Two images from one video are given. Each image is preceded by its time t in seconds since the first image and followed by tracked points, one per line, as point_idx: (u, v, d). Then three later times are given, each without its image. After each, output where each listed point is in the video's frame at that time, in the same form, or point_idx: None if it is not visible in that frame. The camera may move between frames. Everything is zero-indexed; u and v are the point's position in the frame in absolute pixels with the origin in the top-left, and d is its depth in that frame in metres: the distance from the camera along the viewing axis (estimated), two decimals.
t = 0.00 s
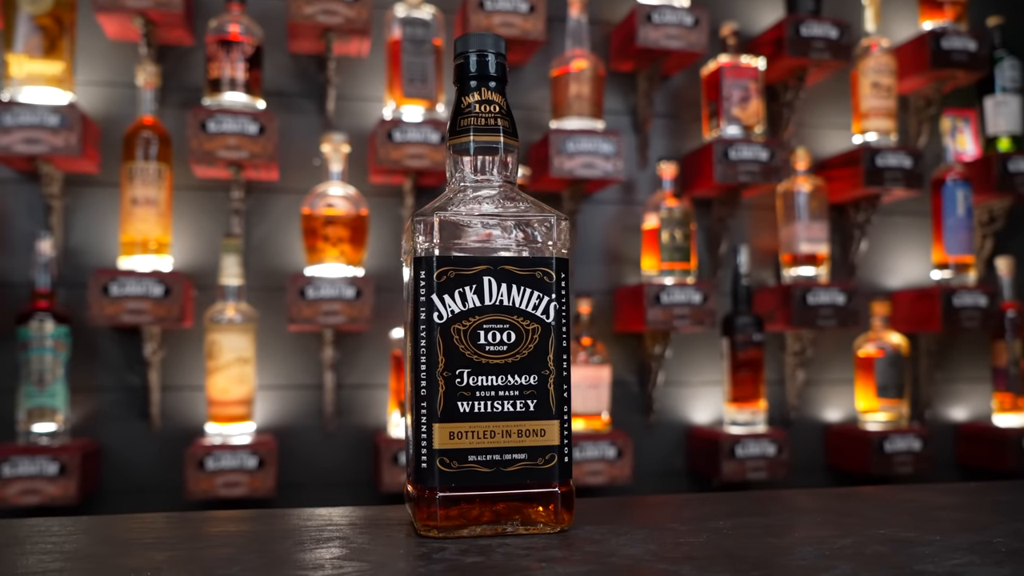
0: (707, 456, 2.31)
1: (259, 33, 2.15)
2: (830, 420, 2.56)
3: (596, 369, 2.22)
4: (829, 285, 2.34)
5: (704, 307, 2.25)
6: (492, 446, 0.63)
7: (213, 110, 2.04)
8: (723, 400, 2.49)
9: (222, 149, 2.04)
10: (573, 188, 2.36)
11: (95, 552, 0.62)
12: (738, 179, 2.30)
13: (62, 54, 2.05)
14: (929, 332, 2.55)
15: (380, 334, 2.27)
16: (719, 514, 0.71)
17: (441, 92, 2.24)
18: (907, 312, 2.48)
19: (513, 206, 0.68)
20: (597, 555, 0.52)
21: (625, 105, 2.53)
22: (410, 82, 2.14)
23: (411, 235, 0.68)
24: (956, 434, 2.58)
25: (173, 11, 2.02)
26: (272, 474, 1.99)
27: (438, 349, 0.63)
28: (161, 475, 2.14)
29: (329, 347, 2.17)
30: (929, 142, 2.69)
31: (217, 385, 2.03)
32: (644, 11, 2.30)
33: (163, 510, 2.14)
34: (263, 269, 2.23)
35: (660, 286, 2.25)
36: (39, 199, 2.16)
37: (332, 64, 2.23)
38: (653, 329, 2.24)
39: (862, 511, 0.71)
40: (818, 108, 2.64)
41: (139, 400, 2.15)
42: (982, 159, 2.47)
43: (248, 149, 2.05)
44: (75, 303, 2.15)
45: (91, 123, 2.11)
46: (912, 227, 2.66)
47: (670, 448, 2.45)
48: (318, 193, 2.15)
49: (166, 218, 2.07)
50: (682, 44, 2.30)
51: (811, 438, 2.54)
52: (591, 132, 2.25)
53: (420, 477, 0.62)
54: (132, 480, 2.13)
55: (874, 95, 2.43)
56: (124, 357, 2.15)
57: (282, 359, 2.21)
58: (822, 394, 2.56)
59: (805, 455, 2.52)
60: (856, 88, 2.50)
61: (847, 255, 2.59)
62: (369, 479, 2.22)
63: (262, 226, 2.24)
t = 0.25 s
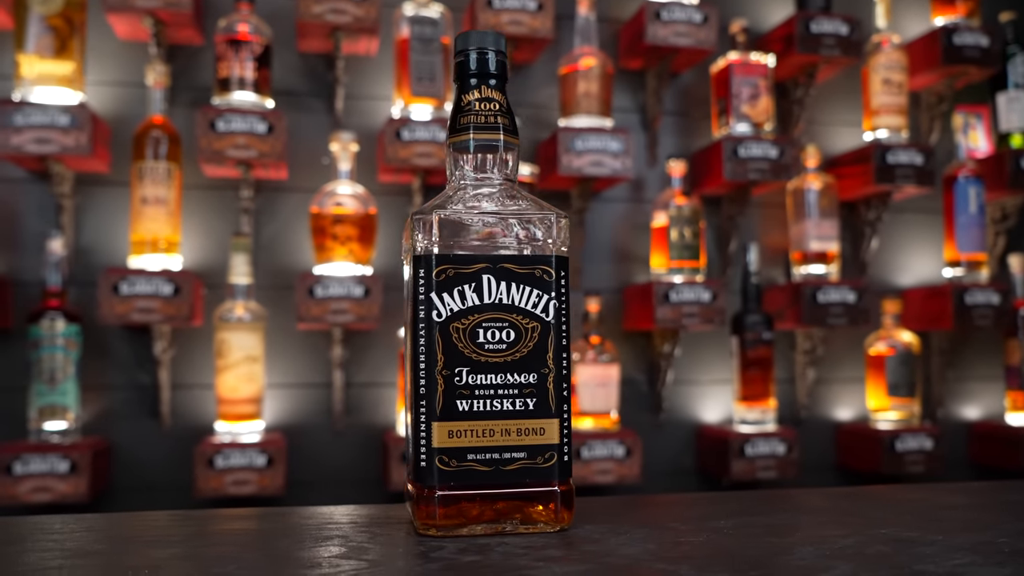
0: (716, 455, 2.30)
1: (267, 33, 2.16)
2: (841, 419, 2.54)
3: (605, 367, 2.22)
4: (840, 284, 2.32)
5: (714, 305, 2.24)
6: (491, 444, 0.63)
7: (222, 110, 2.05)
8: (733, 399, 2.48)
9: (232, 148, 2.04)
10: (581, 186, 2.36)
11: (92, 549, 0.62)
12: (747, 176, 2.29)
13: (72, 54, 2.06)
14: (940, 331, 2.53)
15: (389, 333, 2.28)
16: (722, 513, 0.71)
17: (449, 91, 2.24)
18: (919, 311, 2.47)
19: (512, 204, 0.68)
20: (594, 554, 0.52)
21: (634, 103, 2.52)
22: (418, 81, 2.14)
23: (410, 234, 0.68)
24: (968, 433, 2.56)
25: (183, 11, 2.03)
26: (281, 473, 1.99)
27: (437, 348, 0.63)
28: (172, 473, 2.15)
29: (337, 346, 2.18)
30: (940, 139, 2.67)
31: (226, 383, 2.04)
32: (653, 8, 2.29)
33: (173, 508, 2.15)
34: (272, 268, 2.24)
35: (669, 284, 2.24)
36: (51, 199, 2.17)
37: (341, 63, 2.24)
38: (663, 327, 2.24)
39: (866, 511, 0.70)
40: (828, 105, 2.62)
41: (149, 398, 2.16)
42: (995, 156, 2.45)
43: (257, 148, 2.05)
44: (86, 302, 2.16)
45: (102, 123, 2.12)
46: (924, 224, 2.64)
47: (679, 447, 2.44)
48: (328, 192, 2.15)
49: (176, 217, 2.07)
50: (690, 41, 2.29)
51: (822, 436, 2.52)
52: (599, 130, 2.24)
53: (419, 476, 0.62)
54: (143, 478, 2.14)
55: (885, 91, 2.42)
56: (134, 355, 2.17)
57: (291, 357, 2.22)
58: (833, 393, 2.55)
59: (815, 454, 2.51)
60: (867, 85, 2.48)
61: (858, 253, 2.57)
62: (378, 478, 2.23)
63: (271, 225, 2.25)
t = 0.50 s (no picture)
0: (726, 454, 2.30)
1: (276, 32, 2.16)
2: (852, 418, 2.53)
3: (614, 366, 2.21)
4: (850, 282, 2.31)
5: (723, 303, 2.23)
6: (491, 444, 0.63)
7: (231, 109, 2.05)
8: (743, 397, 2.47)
9: (240, 147, 2.05)
10: (590, 184, 2.35)
11: (89, 548, 0.62)
12: (757, 174, 2.28)
13: (83, 55, 2.07)
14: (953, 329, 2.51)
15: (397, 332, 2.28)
16: (725, 513, 0.70)
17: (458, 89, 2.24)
18: (931, 309, 2.45)
19: (512, 203, 0.68)
20: (592, 553, 0.52)
21: (643, 101, 2.52)
22: (427, 80, 2.12)
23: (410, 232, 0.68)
24: (981, 433, 2.54)
25: (192, 11, 2.04)
26: (291, 471, 2.00)
27: (436, 347, 0.63)
28: (182, 471, 2.16)
29: (346, 345, 2.18)
30: (952, 136, 2.65)
31: (235, 382, 2.04)
32: (662, 6, 2.28)
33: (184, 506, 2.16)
34: (281, 267, 2.24)
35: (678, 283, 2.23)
36: (62, 198, 2.18)
37: (350, 62, 2.24)
38: (672, 326, 2.23)
39: (870, 511, 0.70)
40: (839, 102, 2.61)
41: (160, 397, 2.17)
42: (1008, 153, 2.43)
43: (266, 148, 2.06)
44: (97, 301, 2.17)
45: (112, 123, 2.13)
46: (935, 222, 2.62)
47: (689, 446, 2.43)
48: (337, 191, 2.16)
49: (186, 217, 2.08)
50: (700, 39, 2.28)
51: (833, 435, 2.51)
52: (608, 128, 2.24)
53: (418, 475, 0.62)
54: (152, 477, 2.15)
55: (896, 88, 2.40)
56: (145, 354, 2.18)
57: (301, 356, 2.23)
58: (844, 391, 2.54)
59: (826, 453, 2.49)
60: (878, 82, 2.47)
61: (869, 251, 2.56)
62: (387, 476, 2.23)
63: (281, 224, 2.25)
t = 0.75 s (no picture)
0: (736, 453, 2.29)
1: (285, 32, 2.17)
2: (863, 417, 2.51)
3: (623, 365, 2.21)
4: (861, 280, 2.29)
5: (733, 302, 2.22)
6: (490, 443, 0.63)
7: (240, 109, 2.06)
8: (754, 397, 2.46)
9: (249, 147, 2.05)
10: (599, 183, 2.35)
11: (90, 547, 0.62)
12: (767, 172, 2.27)
13: (93, 56, 2.08)
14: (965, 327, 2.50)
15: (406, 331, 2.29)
16: (727, 513, 0.70)
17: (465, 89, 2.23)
18: (942, 307, 2.43)
19: (511, 202, 0.68)
20: (590, 553, 0.51)
21: (652, 100, 2.51)
22: (435, 79, 2.13)
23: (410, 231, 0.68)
24: (994, 432, 2.53)
25: (201, 12, 2.04)
26: (300, 470, 2.00)
27: (435, 347, 0.63)
28: (192, 470, 2.17)
29: (356, 344, 2.18)
30: (965, 133, 2.63)
31: (245, 381, 2.05)
32: (670, 4, 2.27)
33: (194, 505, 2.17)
34: (290, 267, 2.25)
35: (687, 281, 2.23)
36: (73, 199, 2.20)
37: (358, 62, 2.24)
38: (681, 325, 2.22)
39: (874, 511, 0.69)
40: (850, 100, 2.59)
41: (170, 396, 2.18)
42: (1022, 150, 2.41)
43: (274, 148, 2.06)
44: (108, 301, 2.18)
45: (122, 124, 2.14)
46: (947, 220, 2.60)
47: (699, 446, 2.42)
48: (345, 190, 2.16)
49: (195, 216, 2.09)
50: (709, 37, 2.27)
51: (844, 434, 2.50)
52: (616, 126, 2.23)
53: (417, 474, 0.62)
54: (163, 475, 2.16)
55: (907, 85, 2.38)
56: (156, 354, 2.19)
57: (310, 355, 2.23)
58: (855, 390, 2.52)
59: (837, 452, 2.48)
60: (889, 79, 2.45)
61: (880, 249, 2.54)
62: (397, 475, 2.23)
63: (290, 224, 2.26)
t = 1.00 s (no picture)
0: (746, 453, 2.28)
1: (294, 33, 2.17)
2: (874, 417, 2.50)
3: (633, 364, 2.21)
4: (872, 279, 2.28)
5: (743, 301, 2.22)
6: (489, 443, 0.63)
7: (250, 110, 2.07)
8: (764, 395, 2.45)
9: (259, 148, 2.06)
10: (608, 182, 2.34)
11: (93, 545, 0.62)
12: (777, 170, 2.26)
13: (103, 58, 2.10)
14: (977, 326, 2.48)
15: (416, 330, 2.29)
16: (729, 513, 0.70)
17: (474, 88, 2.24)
18: (955, 305, 2.41)
19: (510, 201, 0.68)
20: (588, 553, 0.51)
21: (661, 98, 2.50)
22: (443, 79, 2.13)
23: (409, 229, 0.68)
24: (1008, 431, 2.50)
25: (210, 12, 2.05)
26: (309, 469, 2.01)
27: (434, 346, 0.63)
28: (203, 469, 2.18)
29: (365, 343, 2.19)
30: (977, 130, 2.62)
31: (255, 380, 2.06)
32: (679, 2, 2.26)
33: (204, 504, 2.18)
34: (300, 266, 2.26)
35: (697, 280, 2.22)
36: (84, 199, 2.21)
37: (367, 62, 2.25)
38: (691, 324, 2.22)
39: (878, 511, 0.69)
40: (860, 97, 2.58)
41: (181, 395, 2.19)
42: None
43: (283, 148, 2.07)
44: (119, 301, 2.20)
45: (133, 124, 2.15)
46: (959, 218, 2.59)
47: (709, 445, 2.42)
48: (354, 190, 2.17)
49: (205, 216, 2.10)
50: (718, 35, 2.26)
51: (855, 433, 2.48)
52: (625, 125, 2.23)
53: (416, 474, 0.62)
54: (174, 474, 2.17)
55: (919, 82, 2.37)
56: (166, 353, 2.20)
57: (319, 355, 2.24)
58: (867, 390, 2.51)
59: (848, 452, 2.47)
60: (901, 76, 2.43)
61: (892, 247, 2.53)
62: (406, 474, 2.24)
63: (300, 224, 2.27)
